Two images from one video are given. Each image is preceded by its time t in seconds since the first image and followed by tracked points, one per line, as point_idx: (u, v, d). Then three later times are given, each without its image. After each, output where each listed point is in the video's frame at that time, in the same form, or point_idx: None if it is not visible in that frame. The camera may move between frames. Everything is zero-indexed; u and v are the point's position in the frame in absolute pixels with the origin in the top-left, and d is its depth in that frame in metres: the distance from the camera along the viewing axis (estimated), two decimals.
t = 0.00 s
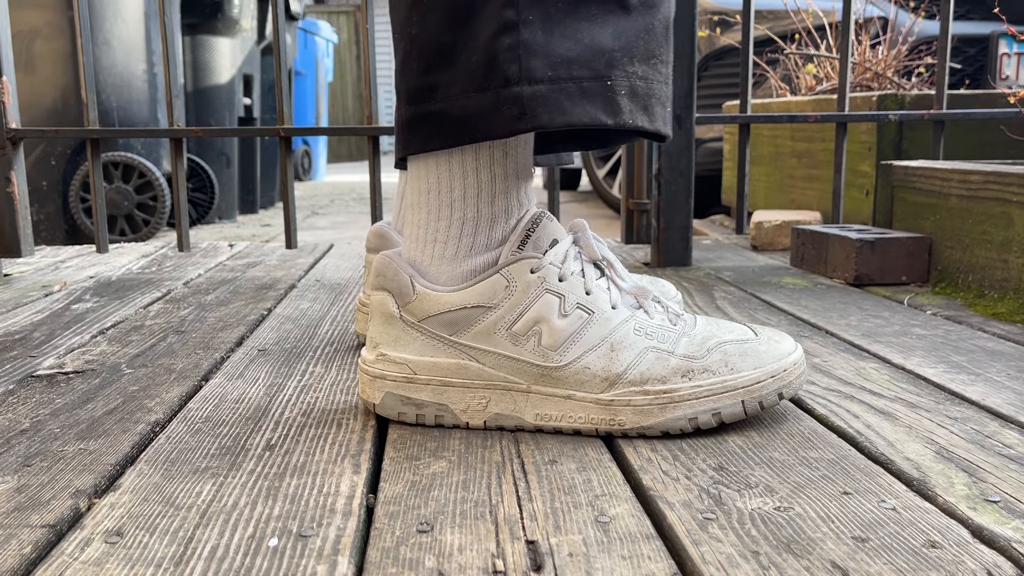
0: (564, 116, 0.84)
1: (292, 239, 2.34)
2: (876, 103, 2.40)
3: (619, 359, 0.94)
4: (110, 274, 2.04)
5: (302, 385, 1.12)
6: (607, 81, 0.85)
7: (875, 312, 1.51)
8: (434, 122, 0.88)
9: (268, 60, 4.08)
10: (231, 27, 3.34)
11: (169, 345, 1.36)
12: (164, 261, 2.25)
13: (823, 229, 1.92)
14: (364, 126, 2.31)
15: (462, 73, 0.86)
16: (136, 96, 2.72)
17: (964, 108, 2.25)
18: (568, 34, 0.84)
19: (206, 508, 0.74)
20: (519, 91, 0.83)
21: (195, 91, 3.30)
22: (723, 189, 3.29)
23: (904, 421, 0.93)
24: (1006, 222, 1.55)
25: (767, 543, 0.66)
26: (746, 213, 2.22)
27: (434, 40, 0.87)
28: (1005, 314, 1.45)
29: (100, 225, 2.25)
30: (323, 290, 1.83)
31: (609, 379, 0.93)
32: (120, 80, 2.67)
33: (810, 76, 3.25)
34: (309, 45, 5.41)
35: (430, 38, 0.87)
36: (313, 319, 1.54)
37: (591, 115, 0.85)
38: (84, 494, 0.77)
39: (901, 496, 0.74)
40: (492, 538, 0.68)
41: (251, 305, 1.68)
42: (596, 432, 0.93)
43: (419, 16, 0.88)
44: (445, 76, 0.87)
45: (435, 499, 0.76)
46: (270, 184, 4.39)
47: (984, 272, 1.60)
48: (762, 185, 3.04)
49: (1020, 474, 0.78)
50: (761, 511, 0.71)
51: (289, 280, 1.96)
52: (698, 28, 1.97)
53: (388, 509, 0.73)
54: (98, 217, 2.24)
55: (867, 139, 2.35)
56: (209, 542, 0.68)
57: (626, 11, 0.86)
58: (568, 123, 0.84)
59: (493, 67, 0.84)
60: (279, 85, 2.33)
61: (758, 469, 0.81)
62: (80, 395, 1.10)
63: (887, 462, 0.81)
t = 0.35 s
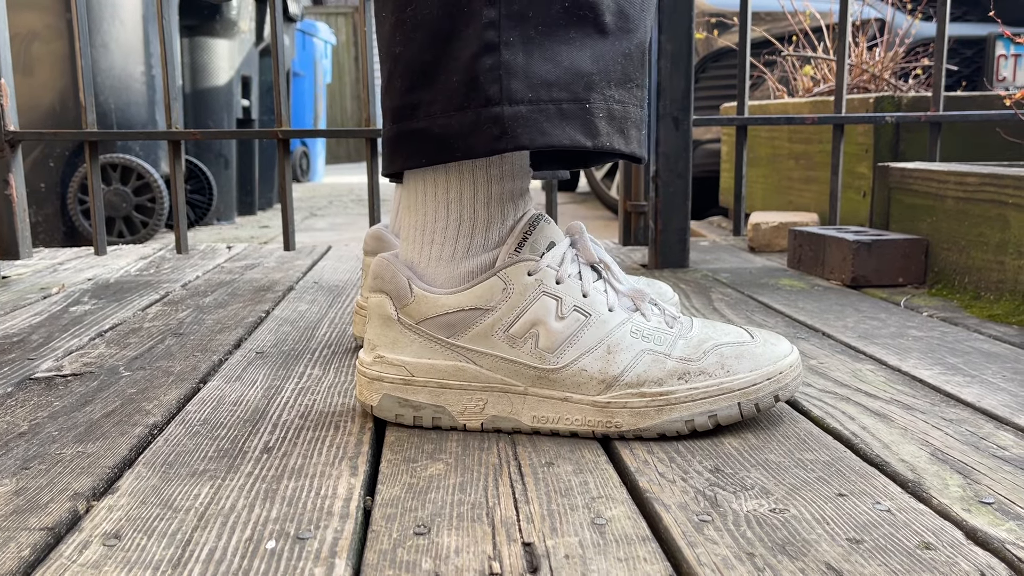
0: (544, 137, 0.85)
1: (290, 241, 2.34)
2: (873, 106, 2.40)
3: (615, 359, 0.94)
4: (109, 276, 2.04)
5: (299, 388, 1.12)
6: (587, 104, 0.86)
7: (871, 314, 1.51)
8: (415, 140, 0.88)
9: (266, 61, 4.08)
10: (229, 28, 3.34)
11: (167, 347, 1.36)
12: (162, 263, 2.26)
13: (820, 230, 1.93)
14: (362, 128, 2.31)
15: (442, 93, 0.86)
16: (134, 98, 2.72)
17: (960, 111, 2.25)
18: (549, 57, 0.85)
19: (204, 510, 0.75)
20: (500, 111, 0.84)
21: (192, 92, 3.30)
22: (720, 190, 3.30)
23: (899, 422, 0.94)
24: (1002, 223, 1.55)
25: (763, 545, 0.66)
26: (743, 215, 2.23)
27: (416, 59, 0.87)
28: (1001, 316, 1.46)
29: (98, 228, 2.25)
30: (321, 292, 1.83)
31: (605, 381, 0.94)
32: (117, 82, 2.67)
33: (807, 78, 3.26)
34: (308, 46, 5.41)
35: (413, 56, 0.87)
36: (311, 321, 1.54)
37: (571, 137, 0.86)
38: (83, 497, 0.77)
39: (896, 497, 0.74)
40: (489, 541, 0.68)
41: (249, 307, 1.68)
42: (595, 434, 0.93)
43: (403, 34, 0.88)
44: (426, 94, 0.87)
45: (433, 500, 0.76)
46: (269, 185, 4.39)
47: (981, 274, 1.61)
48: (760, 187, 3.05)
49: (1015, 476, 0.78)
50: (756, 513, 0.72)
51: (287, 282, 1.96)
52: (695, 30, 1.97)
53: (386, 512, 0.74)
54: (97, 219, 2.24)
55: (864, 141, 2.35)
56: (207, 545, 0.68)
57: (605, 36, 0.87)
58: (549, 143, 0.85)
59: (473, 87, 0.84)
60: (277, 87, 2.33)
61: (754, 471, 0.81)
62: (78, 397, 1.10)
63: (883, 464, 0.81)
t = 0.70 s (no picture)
0: (659, 136, 0.87)
1: (289, 245, 2.35)
2: (870, 109, 2.41)
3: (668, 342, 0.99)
4: (108, 280, 2.05)
5: (299, 393, 1.13)
6: (680, 107, 0.89)
7: (868, 317, 1.52)
8: (526, 130, 0.85)
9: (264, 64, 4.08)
10: (227, 31, 3.35)
11: (167, 352, 1.36)
12: (161, 266, 2.26)
13: (817, 234, 1.94)
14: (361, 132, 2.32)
15: (569, 83, 0.83)
16: (133, 101, 2.72)
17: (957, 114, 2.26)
18: (656, 59, 0.87)
19: (205, 517, 0.75)
20: (627, 109, 0.85)
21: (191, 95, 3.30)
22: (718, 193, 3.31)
23: (897, 427, 0.94)
24: (999, 227, 1.56)
25: (761, 551, 0.67)
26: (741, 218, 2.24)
27: (539, 45, 0.83)
28: (998, 319, 1.46)
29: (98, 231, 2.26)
30: (321, 296, 1.84)
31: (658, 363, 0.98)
32: (116, 85, 2.67)
33: (804, 81, 3.27)
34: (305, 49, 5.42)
35: (536, 43, 0.83)
36: (310, 325, 1.55)
37: (674, 137, 0.88)
38: (84, 504, 0.78)
39: (893, 503, 0.75)
40: (489, 547, 0.69)
41: (248, 311, 1.69)
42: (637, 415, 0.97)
43: (524, 19, 0.83)
44: (550, 83, 0.83)
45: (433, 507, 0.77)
46: (267, 188, 4.39)
47: (977, 277, 1.62)
48: (757, 189, 3.06)
49: (1011, 481, 0.79)
50: (754, 519, 0.72)
51: (286, 286, 1.96)
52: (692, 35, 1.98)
53: (386, 518, 0.74)
54: (96, 223, 2.24)
55: (861, 144, 2.36)
56: (208, 552, 0.69)
57: (692, 42, 0.91)
58: (663, 142, 0.87)
59: (609, 83, 0.84)
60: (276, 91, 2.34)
61: (752, 477, 0.81)
62: (79, 403, 1.10)
63: (880, 469, 0.82)
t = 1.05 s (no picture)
0: (725, 197, 0.91)
1: (286, 248, 2.35)
2: (866, 111, 2.42)
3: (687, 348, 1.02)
4: (105, 284, 2.05)
5: (296, 398, 1.13)
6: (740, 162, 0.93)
7: (864, 320, 1.52)
8: (605, 191, 0.86)
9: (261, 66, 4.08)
10: (224, 34, 3.36)
11: (164, 356, 1.36)
12: (159, 270, 2.26)
13: (813, 236, 1.94)
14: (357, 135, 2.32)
15: (643, 148, 0.86)
16: (130, 104, 2.72)
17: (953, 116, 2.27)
18: (718, 119, 0.91)
19: (202, 522, 0.75)
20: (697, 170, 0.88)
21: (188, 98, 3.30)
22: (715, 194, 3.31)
23: (892, 431, 0.94)
24: (994, 229, 1.56)
25: (756, 555, 0.67)
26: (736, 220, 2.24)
27: (616, 110, 0.85)
28: (994, 322, 1.47)
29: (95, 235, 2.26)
30: (318, 299, 1.84)
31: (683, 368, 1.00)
32: (113, 89, 2.67)
33: (800, 83, 3.27)
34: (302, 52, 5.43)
35: (614, 108, 0.84)
36: (307, 329, 1.55)
37: (737, 194, 0.92)
38: (82, 510, 0.78)
39: (887, 507, 0.75)
40: (485, 552, 0.69)
41: (245, 314, 1.69)
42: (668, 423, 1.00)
43: (603, 82, 0.84)
44: (624, 147, 0.85)
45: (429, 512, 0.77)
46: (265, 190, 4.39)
47: (973, 279, 1.62)
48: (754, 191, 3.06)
49: (1005, 485, 0.79)
50: (750, 523, 0.72)
51: (284, 289, 1.97)
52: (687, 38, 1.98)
53: (383, 524, 0.74)
54: (93, 227, 2.24)
55: (858, 146, 2.36)
56: (205, 558, 0.69)
57: (738, 98, 0.95)
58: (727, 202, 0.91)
59: (683, 147, 0.87)
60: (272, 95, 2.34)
61: (748, 481, 0.82)
62: (76, 408, 1.10)
63: (875, 473, 0.82)
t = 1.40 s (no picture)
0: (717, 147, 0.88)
1: (284, 250, 2.35)
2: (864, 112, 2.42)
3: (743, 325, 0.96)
4: (102, 287, 2.04)
5: (295, 401, 1.13)
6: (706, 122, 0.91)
7: (863, 321, 1.52)
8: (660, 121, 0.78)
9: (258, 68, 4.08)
10: (221, 35, 3.35)
11: (162, 359, 1.36)
12: (156, 272, 2.26)
13: (811, 237, 1.94)
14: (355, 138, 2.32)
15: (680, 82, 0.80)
16: (127, 106, 2.72)
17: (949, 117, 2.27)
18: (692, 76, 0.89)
19: (201, 527, 0.75)
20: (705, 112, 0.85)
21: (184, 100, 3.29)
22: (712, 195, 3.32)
23: (891, 432, 0.94)
24: (992, 229, 1.56)
25: (756, 558, 0.67)
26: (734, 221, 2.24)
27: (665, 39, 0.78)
28: (991, 323, 1.47)
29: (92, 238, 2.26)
30: (316, 301, 1.84)
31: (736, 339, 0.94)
32: (110, 91, 2.67)
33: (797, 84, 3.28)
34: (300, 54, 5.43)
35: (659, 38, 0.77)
36: (306, 331, 1.55)
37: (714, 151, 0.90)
38: (79, 515, 0.78)
39: (887, 509, 0.75)
40: (484, 556, 0.69)
41: (243, 317, 1.69)
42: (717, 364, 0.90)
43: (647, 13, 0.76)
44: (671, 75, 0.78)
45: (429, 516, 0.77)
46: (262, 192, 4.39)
47: (970, 279, 1.62)
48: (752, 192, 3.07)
49: (1005, 486, 0.79)
50: (750, 526, 0.72)
51: (282, 291, 1.96)
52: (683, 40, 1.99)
53: (382, 528, 0.74)
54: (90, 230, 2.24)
55: (855, 147, 2.36)
56: (204, 563, 0.68)
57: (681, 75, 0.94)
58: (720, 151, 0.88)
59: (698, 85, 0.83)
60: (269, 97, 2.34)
61: (747, 483, 0.82)
62: (74, 411, 1.10)
63: (874, 475, 0.82)
